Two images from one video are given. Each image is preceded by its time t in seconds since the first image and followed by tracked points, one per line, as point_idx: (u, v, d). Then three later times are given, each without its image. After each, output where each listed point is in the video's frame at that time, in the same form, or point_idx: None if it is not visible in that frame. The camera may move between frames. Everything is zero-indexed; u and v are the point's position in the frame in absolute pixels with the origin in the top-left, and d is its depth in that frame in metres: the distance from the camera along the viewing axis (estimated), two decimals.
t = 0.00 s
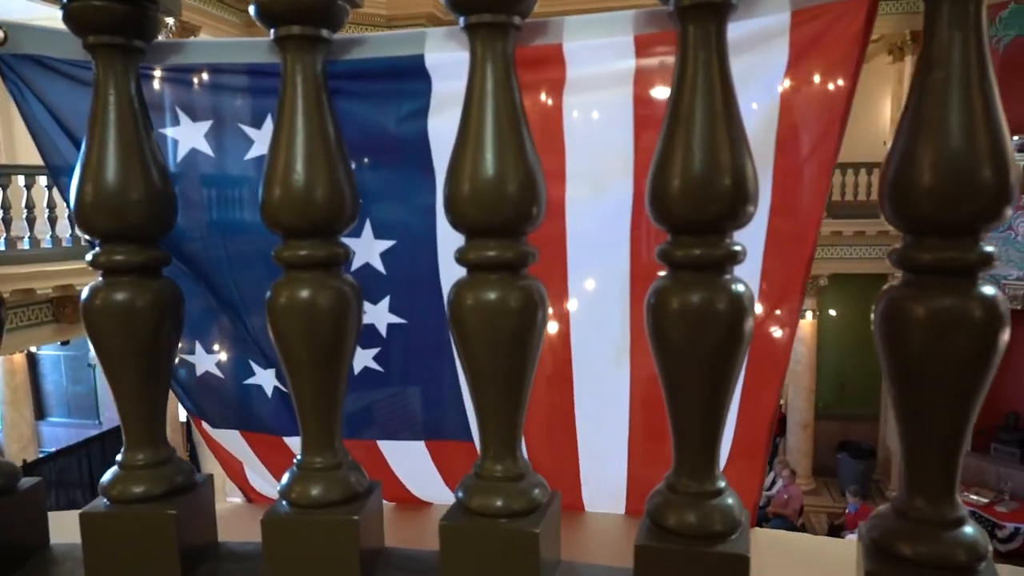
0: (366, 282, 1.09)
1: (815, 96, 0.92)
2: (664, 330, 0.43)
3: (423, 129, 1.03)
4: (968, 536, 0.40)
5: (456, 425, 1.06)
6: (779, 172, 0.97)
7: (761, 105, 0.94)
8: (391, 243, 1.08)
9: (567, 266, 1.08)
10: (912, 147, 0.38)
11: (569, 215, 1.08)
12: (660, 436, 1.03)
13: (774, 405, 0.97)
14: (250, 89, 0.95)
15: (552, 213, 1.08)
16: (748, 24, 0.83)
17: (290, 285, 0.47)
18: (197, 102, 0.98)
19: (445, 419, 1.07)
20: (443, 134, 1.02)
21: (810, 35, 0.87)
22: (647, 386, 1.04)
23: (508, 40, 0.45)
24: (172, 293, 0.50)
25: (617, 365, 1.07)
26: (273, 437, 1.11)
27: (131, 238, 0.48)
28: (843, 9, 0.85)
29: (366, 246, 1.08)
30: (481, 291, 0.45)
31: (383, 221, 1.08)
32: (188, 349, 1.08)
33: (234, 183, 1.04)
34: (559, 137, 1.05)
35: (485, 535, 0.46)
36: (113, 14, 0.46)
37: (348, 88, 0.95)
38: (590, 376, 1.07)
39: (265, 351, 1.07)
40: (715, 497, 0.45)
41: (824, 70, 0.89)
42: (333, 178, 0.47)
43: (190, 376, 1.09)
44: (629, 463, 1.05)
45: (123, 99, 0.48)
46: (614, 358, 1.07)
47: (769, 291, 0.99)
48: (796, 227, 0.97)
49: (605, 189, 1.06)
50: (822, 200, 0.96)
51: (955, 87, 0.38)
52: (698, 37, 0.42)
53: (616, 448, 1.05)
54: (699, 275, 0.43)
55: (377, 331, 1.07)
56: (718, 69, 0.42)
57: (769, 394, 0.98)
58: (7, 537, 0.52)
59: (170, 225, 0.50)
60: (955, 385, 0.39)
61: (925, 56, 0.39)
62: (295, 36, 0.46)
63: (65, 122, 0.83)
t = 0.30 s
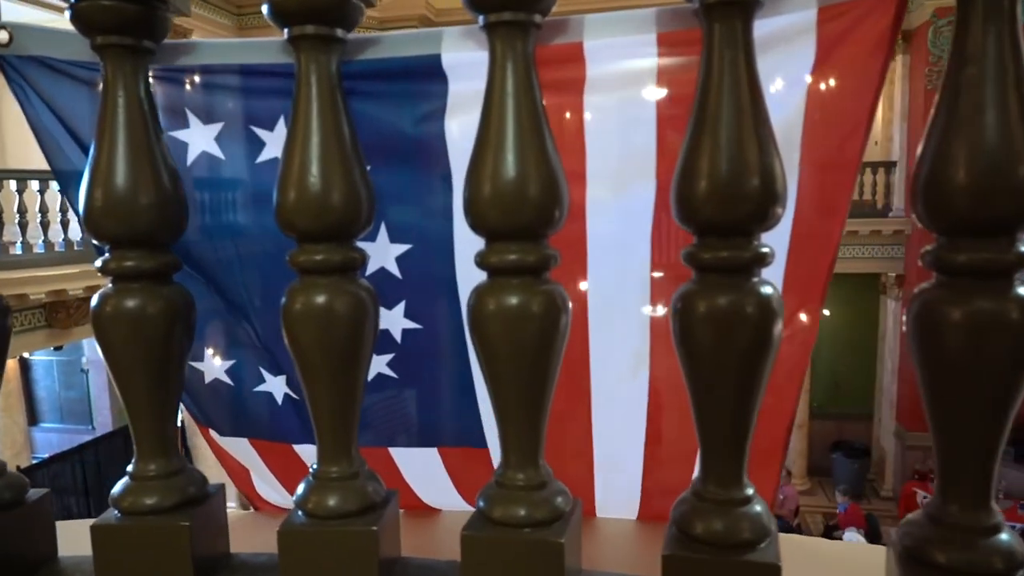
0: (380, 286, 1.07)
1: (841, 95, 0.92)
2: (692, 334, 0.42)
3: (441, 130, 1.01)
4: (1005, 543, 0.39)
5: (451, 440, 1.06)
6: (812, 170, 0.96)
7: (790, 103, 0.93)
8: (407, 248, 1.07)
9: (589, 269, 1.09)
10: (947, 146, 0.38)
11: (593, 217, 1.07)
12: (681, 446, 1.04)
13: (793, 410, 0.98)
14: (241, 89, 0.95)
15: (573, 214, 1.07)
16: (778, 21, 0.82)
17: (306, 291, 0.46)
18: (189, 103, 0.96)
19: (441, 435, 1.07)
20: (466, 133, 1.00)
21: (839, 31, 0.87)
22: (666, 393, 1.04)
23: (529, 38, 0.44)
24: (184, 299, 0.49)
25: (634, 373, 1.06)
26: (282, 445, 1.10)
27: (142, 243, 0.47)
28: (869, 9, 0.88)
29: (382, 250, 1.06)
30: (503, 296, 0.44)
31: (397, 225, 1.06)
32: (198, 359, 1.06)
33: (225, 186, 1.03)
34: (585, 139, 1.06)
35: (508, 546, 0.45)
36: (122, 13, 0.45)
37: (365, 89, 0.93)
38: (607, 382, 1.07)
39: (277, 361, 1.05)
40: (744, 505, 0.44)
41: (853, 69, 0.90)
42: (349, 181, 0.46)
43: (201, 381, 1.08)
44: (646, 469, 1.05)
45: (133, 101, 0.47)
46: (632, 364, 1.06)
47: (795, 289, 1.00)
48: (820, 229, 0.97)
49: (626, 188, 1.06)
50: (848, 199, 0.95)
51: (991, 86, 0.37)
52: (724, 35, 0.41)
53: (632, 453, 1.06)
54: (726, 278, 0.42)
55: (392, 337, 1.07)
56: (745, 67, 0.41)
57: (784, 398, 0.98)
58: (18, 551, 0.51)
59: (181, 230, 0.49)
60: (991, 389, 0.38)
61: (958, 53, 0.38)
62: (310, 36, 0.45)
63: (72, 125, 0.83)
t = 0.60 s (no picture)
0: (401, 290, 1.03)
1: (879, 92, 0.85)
2: (725, 340, 0.42)
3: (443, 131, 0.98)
4: None
5: (450, 444, 1.04)
6: (842, 170, 0.89)
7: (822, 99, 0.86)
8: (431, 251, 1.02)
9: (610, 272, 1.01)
10: (988, 148, 0.37)
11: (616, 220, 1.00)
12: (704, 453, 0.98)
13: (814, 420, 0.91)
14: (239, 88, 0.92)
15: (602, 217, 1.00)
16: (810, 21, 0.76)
17: (329, 296, 0.46)
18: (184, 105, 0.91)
19: (439, 440, 1.04)
20: (488, 135, 0.96)
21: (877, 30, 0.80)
22: (696, 396, 0.98)
23: (557, 39, 0.43)
24: (204, 305, 0.48)
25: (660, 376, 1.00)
26: (299, 452, 1.06)
27: (162, 248, 0.46)
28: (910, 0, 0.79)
29: (404, 255, 1.02)
30: (531, 301, 0.44)
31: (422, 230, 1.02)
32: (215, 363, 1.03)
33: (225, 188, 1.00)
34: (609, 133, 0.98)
35: (537, 555, 0.44)
36: (142, 14, 0.44)
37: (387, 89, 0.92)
38: (633, 388, 1.01)
39: (294, 367, 1.02)
40: (778, 513, 0.43)
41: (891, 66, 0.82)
42: (374, 185, 0.45)
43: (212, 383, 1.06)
44: (664, 477, 1.01)
45: (152, 103, 0.46)
46: (658, 370, 1.00)
47: (825, 292, 0.91)
48: (850, 229, 0.90)
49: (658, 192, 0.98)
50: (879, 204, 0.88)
51: None
52: (759, 36, 0.40)
53: (654, 457, 1.01)
54: (760, 282, 0.41)
55: (414, 343, 1.04)
56: (781, 69, 0.40)
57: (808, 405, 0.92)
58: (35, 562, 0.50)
59: (200, 235, 0.48)
60: None
61: (998, 55, 0.37)
62: (333, 37, 0.44)
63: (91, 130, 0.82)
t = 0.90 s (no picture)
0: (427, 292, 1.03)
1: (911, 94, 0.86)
2: (761, 341, 0.41)
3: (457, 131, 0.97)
4: None
5: (450, 445, 1.03)
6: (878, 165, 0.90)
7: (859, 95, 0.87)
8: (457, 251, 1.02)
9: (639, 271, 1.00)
10: None
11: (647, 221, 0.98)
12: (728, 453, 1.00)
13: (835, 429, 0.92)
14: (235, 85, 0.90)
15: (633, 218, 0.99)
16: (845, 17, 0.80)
17: (357, 298, 0.45)
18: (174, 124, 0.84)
19: (438, 440, 1.03)
20: (518, 135, 0.98)
21: (910, 30, 0.83)
22: (721, 398, 1.00)
23: (589, 37, 0.43)
24: (227, 308, 0.47)
25: (686, 379, 1.01)
26: (315, 457, 1.05)
27: (184, 250, 0.46)
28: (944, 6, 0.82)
29: (430, 256, 1.01)
30: (562, 302, 0.43)
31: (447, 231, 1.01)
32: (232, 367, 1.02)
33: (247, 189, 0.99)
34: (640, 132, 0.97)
35: (568, 559, 0.44)
36: (167, 12, 0.43)
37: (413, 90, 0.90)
38: (657, 391, 1.02)
39: (315, 369, 1.01)
40: (814, 516, 0.42)
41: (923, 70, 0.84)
42: (402, 185, 0.44)
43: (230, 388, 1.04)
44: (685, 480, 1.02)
45: (176, 103, 0.45)
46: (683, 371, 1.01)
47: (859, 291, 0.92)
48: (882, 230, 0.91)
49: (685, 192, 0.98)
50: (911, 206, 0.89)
51: None
52: (796, 33, 0.40)
53: (676, 459, 1.02)
54: (796, 282, 0.41)
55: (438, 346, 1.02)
56: (817, 67, 0.40)
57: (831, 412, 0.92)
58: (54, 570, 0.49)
59: (224, 237, 0.47)
60: None
61: None
62: (360, 35, 0.44)
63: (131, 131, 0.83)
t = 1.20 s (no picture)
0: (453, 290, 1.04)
1: (942, 91, 0.88)
2: (793, 339, 0.41)
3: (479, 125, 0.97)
4: None
5: (449, 444, 1.03)
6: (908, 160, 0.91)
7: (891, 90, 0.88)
8: (481, 251, 1.04)
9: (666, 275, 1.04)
10: None
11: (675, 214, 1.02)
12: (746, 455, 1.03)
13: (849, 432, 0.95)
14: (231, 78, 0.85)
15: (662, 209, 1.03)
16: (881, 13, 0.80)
17: (382, 297, 0.44)
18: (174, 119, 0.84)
19: (438, 439, 1.03)
20: (547, 133, 0.99)
21: (942, 27, 0.84)
22: (743, 399, 1.03)
23: (618, 33, 0.42)
24: (249, 307, 0.47)
25: (709, 380, 1.05)
26: (333, 457, 1.05)
27: (206, 249, 0.45)
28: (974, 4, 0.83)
29: (454, 254, 1.03)
30: (591, 300, 0.43)
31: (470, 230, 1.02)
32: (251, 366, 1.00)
33: (276, 188, 1.00)
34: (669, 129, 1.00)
35: (598, 559, 0.44)
36: (188, 8, 0.43)
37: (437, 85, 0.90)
38: (678, 390, 1.06)
39: (333, 370, 1.00)
40: (845, 514, 0.42)
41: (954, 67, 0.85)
42: (428, 183, 0.44)
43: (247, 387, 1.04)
44: (703, 479, 1.05)
45: (197, 100, 0.45)
46: (706, 372, 1.05)
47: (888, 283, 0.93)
48: (911, 225, 0.92)
49: (713, 189, 1.01)
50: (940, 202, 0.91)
51: None
52: (829, 30, 0.39)
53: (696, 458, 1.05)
54: (828, 279, 0.40)
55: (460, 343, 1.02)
56: (851, 62, 0.39)
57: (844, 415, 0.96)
58: None
59: (246, 236, 0.47)
60: None
61: None
62: (385, 30, 0.43)
63: (131, 127, 0.84)
